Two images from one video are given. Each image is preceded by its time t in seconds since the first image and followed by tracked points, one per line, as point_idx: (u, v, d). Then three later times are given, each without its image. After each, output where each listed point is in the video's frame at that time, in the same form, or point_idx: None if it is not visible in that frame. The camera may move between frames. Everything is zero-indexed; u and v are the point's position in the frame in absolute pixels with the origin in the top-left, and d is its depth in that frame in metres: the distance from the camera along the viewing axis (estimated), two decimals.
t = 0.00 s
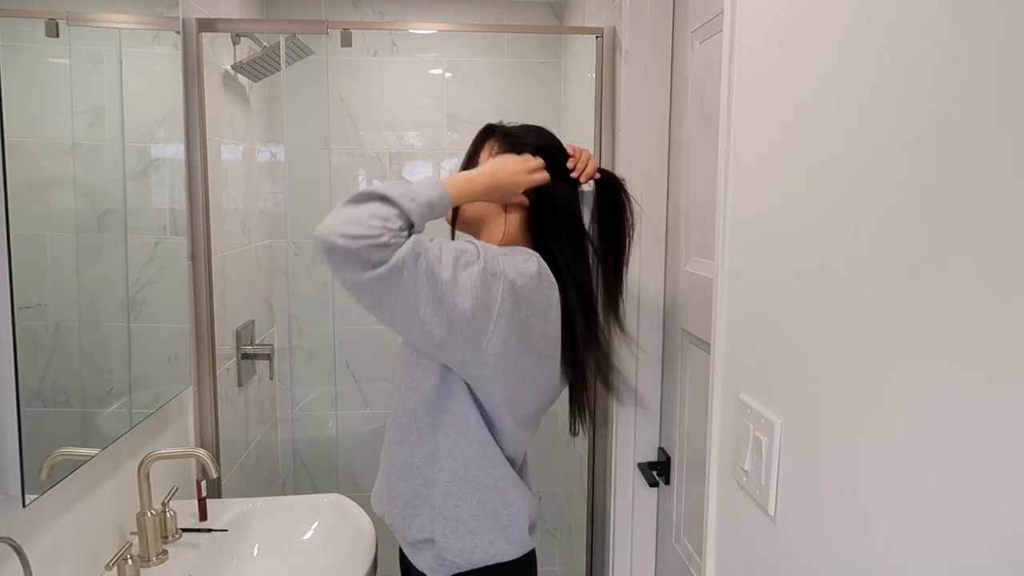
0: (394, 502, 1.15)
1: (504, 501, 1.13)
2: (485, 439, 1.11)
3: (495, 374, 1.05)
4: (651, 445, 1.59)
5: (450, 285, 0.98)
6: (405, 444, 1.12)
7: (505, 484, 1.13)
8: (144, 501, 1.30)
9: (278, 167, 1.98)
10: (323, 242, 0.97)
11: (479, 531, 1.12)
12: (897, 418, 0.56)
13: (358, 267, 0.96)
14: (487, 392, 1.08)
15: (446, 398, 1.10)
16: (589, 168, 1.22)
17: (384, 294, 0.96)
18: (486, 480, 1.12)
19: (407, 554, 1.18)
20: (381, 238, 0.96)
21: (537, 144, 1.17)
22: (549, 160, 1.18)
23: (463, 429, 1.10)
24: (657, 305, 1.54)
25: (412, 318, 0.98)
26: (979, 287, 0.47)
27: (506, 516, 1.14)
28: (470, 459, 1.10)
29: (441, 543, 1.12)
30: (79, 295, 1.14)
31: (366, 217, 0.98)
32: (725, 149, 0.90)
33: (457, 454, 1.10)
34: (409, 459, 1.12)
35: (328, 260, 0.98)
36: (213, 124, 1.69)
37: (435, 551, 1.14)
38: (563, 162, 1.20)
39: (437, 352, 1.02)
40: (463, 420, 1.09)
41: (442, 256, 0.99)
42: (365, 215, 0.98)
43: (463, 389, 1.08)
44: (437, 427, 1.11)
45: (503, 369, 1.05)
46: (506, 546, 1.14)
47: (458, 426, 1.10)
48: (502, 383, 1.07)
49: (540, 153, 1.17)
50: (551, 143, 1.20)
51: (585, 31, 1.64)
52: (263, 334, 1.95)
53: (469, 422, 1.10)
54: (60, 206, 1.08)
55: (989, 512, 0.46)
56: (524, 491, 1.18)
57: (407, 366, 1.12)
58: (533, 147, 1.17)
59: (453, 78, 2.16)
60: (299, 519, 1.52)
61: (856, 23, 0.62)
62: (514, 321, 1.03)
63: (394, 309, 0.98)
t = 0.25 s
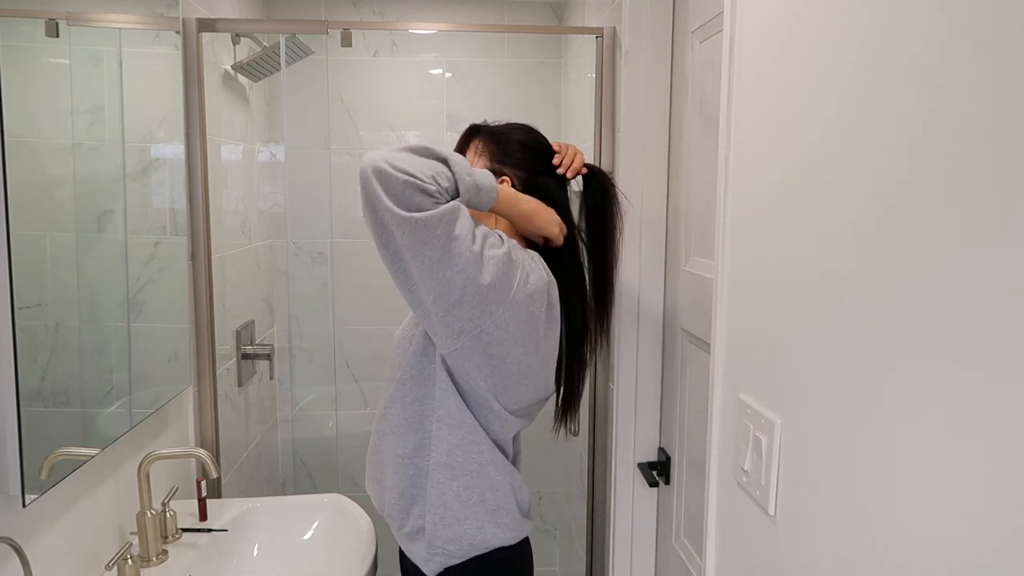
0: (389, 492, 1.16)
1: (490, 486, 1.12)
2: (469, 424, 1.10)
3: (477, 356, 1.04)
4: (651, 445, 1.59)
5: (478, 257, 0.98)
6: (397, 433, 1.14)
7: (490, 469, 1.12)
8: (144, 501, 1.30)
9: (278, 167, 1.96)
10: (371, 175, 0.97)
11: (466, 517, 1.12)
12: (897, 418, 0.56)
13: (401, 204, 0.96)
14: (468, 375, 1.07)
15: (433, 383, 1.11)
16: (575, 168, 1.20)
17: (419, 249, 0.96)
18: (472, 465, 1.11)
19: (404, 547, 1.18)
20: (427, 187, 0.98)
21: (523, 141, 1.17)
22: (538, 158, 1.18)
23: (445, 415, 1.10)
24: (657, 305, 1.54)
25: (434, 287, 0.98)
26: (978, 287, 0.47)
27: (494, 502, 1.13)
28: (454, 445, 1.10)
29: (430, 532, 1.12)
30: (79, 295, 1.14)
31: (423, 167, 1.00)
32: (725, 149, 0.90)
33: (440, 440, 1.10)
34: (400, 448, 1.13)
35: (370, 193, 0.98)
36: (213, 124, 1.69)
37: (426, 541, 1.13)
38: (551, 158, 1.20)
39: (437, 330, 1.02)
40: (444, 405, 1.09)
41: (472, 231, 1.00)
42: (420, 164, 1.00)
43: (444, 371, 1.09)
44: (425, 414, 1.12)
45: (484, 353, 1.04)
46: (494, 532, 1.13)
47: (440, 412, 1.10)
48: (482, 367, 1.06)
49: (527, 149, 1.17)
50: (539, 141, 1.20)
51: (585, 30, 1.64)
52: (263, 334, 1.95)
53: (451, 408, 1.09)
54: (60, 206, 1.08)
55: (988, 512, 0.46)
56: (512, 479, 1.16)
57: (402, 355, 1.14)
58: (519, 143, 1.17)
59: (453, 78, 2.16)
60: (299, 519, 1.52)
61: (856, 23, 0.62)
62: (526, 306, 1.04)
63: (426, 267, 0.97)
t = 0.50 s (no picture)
0: (391, 504, 1.14)
1: (503, 499, 1.14)
2: (484, 438, 1.11)
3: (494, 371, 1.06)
4: (651, 445, 1.60)
5: (465, 283, 0.99)
6: (402, 446, 1.12)
7: (503, 482, 1.13)
8: (144, 501, 1.30)
9: (278, 167, 1.98)
10: (336, 232, 0.99)
11: (477, 529, 1.12)
12: (897, 418, 0.56)
13: (368, 258, 0.97)
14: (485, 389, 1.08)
15: (447, 396, 1.10)
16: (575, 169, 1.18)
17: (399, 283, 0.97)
18: (486, 478, 1.12)
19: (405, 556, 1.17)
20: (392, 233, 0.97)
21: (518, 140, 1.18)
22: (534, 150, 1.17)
23: (461, 429, 1.10)
24: (657, 305, 1.55)
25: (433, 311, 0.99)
26: (979, 286, 0.47)
27: (506, 515, 1.14)
28: (469, 458, 1.11)
29: (439, 543, 1.12)
30: (79, 296, 1.14)
31: (377, 210, 0.98)
32: (725, 150, 0.90)
33: (454, 453, 1.10)
34: (407, 459, 1.12)
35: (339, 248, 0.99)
36: (213, 124, 1.69)
37: (433, 551, 1.13)
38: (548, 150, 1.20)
39: (455, 346, 1.03)
40: (461, 419, 1.10)
41: (458, 257, 1.00)
42: (377, 207, 0.98)
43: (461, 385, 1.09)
44: (436, 426, 1.11)
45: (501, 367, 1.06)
46: (504, 544, 1.14)
47: (456, 425, 1.10)
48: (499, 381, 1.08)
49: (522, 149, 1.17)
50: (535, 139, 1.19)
51: (585, 30, 1.64)
52: (263, 335, 1.95)
53: (468, 422, 1.10)
54: (60, 206, 1.08)
55: (988, 512, 0.46)
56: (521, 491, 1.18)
57: (409, 365, 1.12)
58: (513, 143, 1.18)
59: (453, 78, 2.16)
60: (299, 519, 1.52)
61: (856, 23, 0.62)
62: (526, 317, 1.04)
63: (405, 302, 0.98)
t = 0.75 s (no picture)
0: (397, 501, 1.15)
1: (509, 495, 1.13)
2: (488, 432, 1.11)
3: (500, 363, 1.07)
4: (651, 445, 1.60)
5: (469, 265, 1.00)
6: (407, 443, 1.13)
7: (508, 476, 1.13)
8: (144, 501, 1.30)
9: (278, 167, 1.96)
10: (346, 219, 1.02)
11: (482, 525, 1.12)
12: (897, 418, 0.56)
13: (381, 236, 1.00)
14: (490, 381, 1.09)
15: (451, 392, 1.11)
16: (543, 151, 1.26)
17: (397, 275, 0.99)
18: (491, 473, 1.12)
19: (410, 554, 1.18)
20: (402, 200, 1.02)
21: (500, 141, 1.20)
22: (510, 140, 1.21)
23: (466, 423, 1.11)
24: (657, 305, 1.55)
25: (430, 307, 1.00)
26: (980, 286, 0.47)
27: (511, 510, 1.14)
28: (473, 453, 1.11)
29: (444, 539, 1.12)
30: (80, 296, 1.14)
31: (386, 181, 1.04)
32: (725, 150, 0.90)
33: (458, 449, 1.11)
34: (412, 456, 1.13)
35: (350, 239, 1.02)
36: (213, 124, 1.69)
37: (439, 548, 1.13)
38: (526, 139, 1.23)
39: (457, 340, 1.04)
40: (465, 413, 1.10)
41: (461, 238, 1.02)
42: (382, 180, 1.05)
43: (466, 380, 1.10)
44: (441, 422, 1.12)
45: (505, 359, 1.07)
46: (510, 539, 1.13)
47: (460, 419, 1.11)
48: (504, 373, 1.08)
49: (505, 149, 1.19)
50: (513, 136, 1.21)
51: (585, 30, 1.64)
52: (262, 335, 1.95)
53: (472, 416, 1.10)
54: (60, 206, 1.08)
55: (988, 512, 0.46)
56: (528, 487, 1.17)
57: (414, 364, 1.13)
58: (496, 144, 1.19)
59: (453, 78, 2.16)
60: (299, 519, 1.52)
61: (856, 23, 0.62)
62: (530, 308, 1.05)
63: (410, 293, 1.00)
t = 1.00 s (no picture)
0: (405, 492, 1.20)
1: (512, 482, 1.18)
2: (491, 421, 1.16)
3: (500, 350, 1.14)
4: (651, 445, 1.60)
5: (495, 245, 1.08)
6: (414, 433, 1.18)
7: (512, 464, 1.18)
8: (144, 501, 1.30)
9: (278, 167, 1.95)
10: (392, 170, 1.03)
11: (488, 512, 1.17)
12: (899, 419, 0.56)
13: (424, 198, 1.04)
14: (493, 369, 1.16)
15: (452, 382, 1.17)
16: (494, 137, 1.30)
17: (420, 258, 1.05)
18: (494, 461, 1.17)
19: (417, 545, 1.23)
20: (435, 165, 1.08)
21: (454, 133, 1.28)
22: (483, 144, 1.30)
23: (468, 412, 1.16)
24: (657, 305, 1.54)
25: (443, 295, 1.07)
26: (981, 288, 0.46)
27: (516, 498, 1.19)
28: (477, 441, 1.16)
29: (451, 527, 1.18)
30: (79, 296, 1.14)
31: (420, 146, 1.10)
32: (725, 149, 0.90)
33: (462, 438, 1.16)
34: (418, 446, 1.18)
35: (391, 189, 1.03)
36: (213, 124, 1.69)
37: (446, 538, 1.19)
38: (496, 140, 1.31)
39: (464, 328, 1.11)
40: (467, 401, 1.15)
41: (490, 218, 1.09)
42: (417, 145, 1.10)
43: (470, 370, 1.15)
44: (444, 412, 1.18)
45: (505, 347, 1.14)
46: (515, 527, 1.19)
47: (462, 408, 1.16)
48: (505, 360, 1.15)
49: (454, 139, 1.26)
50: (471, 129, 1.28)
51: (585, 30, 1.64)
52: (263, 334, 1.95)
53: (474, 405, 1.15)
54: (60, 206, 1.08)
55: (989, 512, 0.46)
56: (531, 476, 1.22)
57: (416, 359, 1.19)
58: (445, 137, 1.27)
59: (453, 78, 2.16)
60: (299, 519, 1.52)
61: (856, 23, 0.62)
62: (536, 300, 1.14)
63: (431, 268, 1.05)
